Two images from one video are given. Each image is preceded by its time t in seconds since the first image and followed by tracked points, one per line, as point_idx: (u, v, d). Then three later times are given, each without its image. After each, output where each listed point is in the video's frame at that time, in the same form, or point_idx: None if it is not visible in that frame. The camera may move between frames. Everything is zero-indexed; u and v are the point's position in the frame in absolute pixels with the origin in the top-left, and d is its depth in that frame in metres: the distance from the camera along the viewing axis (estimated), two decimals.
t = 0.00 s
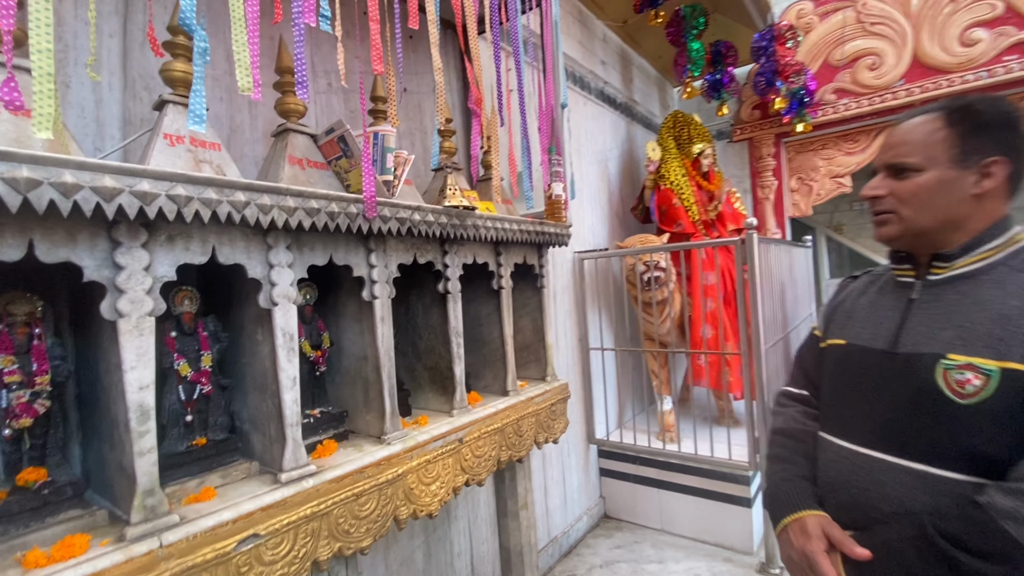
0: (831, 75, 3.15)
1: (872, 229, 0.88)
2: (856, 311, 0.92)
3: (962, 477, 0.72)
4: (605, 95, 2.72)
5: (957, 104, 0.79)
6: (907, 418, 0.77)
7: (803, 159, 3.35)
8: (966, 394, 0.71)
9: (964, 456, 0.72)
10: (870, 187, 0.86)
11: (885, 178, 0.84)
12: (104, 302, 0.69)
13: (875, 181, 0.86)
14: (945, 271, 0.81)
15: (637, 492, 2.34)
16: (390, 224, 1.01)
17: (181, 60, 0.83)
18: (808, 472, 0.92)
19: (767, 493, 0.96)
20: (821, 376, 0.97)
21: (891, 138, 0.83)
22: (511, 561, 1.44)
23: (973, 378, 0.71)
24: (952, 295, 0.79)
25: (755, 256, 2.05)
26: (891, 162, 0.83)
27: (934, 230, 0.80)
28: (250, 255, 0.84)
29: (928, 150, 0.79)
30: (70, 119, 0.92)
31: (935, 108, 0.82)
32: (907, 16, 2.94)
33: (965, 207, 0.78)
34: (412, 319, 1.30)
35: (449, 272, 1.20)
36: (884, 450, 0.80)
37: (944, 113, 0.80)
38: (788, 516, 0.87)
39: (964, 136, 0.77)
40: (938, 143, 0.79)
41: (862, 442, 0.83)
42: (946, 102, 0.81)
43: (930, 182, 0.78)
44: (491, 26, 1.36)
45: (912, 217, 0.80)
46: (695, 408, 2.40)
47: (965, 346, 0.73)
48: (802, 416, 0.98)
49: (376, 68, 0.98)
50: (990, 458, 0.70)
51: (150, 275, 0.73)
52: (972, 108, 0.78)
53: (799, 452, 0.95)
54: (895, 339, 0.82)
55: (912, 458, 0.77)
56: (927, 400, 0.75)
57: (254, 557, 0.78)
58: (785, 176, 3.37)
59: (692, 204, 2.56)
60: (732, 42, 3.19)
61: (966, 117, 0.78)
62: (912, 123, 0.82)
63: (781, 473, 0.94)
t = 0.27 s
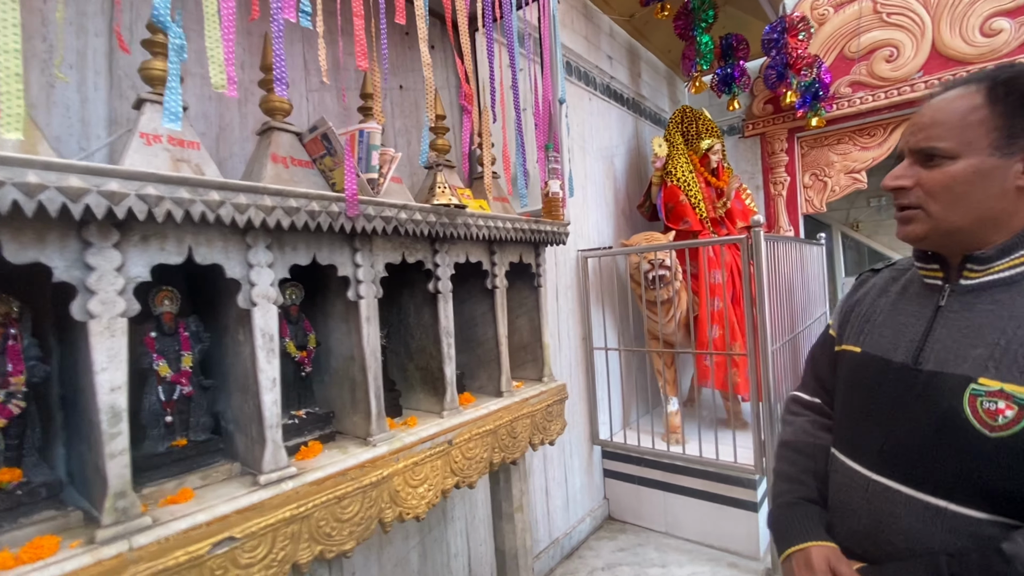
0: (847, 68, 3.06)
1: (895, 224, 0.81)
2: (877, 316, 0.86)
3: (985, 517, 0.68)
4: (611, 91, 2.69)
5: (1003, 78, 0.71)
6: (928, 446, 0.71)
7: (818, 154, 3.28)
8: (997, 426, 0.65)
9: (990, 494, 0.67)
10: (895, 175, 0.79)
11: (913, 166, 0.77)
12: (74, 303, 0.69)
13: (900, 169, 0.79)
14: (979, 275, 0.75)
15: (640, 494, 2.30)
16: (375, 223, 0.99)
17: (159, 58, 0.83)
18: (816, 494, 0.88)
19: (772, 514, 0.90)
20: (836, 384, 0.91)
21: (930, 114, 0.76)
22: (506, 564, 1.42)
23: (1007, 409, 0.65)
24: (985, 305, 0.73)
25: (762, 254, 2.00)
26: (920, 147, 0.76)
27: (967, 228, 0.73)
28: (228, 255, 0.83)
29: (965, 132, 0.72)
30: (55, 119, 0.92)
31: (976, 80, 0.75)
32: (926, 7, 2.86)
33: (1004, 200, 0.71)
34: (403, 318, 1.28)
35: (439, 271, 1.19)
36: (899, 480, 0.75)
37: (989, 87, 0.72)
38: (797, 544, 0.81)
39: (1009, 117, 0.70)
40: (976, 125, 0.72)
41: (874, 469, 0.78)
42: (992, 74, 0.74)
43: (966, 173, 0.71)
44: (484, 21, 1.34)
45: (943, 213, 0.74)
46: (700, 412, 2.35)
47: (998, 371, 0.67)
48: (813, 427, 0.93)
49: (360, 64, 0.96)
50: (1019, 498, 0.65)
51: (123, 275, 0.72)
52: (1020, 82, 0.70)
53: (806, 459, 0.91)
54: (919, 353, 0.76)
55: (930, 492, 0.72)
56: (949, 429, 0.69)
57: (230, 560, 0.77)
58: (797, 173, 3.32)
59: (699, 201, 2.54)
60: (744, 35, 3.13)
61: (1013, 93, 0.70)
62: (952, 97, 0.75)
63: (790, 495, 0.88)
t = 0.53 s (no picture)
0: (858, 63, 3.00)
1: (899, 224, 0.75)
2: (878, 319, 0.80)
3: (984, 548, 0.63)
4: (614, 87, 2.68)
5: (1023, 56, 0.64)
6: (927, 468, 0.67)
7: (828, 150, 3.21)
8: (1003, 453, 0.60)
9: (991, 525, 0.62)
10: (900, 170, 0.73)
11: (919, 160, 0.71)
12: (49, 303, 0.69)
13: (905, 163, 0.73)
14: (991, 280, 0.68)
15: (642, 495, 2.29)
16: (360, 223, 0.98)
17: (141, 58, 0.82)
18: (806, 509, 0.83)
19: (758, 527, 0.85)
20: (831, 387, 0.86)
21: (939, 102, 0.69)
22: (500, 566, 1.41)
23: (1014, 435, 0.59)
24: (995, 315, 0.67)
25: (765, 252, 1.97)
26: (928, 140, 0.70)
27: (979, 230, 0.67)
28: (209, 254, 0.83)
29: (978, 123, 0.65)
30: (41, 120, 0.92)
31: (991, 58, 0.67)
32: None
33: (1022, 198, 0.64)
34: (395, 319, 1.28)
35: (429, 271, 1.18)
36: (896, 504, 0.70)
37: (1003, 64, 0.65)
38: (781, 565, 0.77)
39: None
40: (991, 114, 0.65)
41: (870, 488, 0.74)
42: (1014, 50, 0.66)
43: (978, 170, 0.65)
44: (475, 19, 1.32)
45: (952, 213, 0.68)
46: (703, 410, 2.35)
47: (1007, 391, 0.61)
48: (805, 433, 0.89)
49: (343, 62, 0.95)
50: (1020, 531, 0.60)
51: (99, 276, 0.72)
52: None
53: (796, 468, 0.86)
54: (921, 365, 0.71)
55: (926, 517, 0.67)
56: (951, 452, 0.64)
57: (208, 561, 0.77)
58: (806, 170, 3.26)
59: (702, 198, 2.50)
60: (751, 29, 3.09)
61: None
62: (966, 80, 0.67)
63: (778, 511, 0.83)
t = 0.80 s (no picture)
0: (876, 54, 2.96)
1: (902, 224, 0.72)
2: (882, 322, 0.77)
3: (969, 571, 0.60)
4: (622, 83, 2.67)
5: None
6: (917, 480, 0.64)
7: (845, 145, 3.16)
8: (995, 470, 0.58)
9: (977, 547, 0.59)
10: (905, 169, 0.69)
11: (924, 157, 0.68)
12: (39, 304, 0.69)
13: (909, 161, 0.70)
14: (1001, 285, 0.64)
15: (651, 496, 2.29)
16: (352, 222, 0.98)
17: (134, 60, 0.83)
18: (794, 513, 0.80)
19: (744, 526, 0.83)
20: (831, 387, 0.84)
21: (946, 94, 0.65)
22: (500, 566, 1.40)
23: (1007, 453, 0.57)
24: (1002, 323, 0.63)
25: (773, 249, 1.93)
26: (933, 137, 0.66)
27: (987, 233, 0.63)
28: (200, 255, 0.83)
29: (987, 118, 0.61)
30: (40, 123, 0.94)
31: (1004, 45, 0.63)
32: None
33: None
34: (394, 319, 1.27)
35: (426, 271, 1.17)
36: (880, 513, 0.68)
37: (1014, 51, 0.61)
38: (759, 567, 0.75)
39: None
40: (1002, 108, 0.61)
41: (856, 496, 0.71)
42: None
43: (985, 172, 0.61)
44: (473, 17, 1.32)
45: (957, 216, 0.64)
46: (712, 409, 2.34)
47: (1006, 406, 0.58)
48: (801, 436, 0.86)
49: (335, 61, 0.95)
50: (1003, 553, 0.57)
51: (89, 277, 0.73)
52: None
53: (789, 472, 0.84)
54: (920, 373, 0.68)
55: (911, 532, 0.65)
56: (939, 464, 0.62)
57: (198, 560, 0.78)
58: (821, 164, 3.22)
59: (712, 195, 2.46)
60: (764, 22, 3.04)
61: None
62: (978, 70, 0.63)
63: (765, 512, 0.81)
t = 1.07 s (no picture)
0: (888, 46, 2.91)
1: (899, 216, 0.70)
2: (875, 320, 0.75)
3: None
4: (627, 79, 2.64)
5: None
6: (892, 481, 0.62)
7: (856, 139, 3.12)
8: (969, 475, 0.56)
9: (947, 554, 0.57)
10: (904, 158, 0.67)
11: (922, 146, 0.66)
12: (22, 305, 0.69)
13: (909, 149, 0.68)
14: (996, 284, 0.62)
15: (655, 497, 2.29)
16: (342, 221, 0.97)
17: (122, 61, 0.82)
18: (774, 510, 0.79)
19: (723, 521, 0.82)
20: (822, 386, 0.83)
21: (949, 80, 0.63)
22: (498, 567, 1.39)
23: (983, 458, 0.55)
24: (993, 324, 0.61)
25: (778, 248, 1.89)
26: (932, 125, 0.64)
27: (981, 226, 0.61)
28: (187, 255, 0.83)
29: (985, 105, 0.59)
30: (32, 124, 0.94)
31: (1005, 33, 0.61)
32: None
33: None
34: (389, 319, 1.26)
35: (420, 270, 1.16)
36: (853, 514, 0.66)
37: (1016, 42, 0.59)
38: (732, 562, 0.74)
39: None
40: (1001, 95, 0.58)
41: (832, 496, 0.69)
42: None
43: (980, 161, 0.60)
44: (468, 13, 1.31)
45: (951, 206, 0.63)
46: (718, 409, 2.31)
47: (984, 408, 0.57)
48: (791, 435, 0.85)
49: (323, 59, 0.94)
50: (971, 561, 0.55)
51: (73, 277, 0.73)
52: None
53: (774, 471, 0.82)
54: (907, 370, 0.66)
55: (883, 535, 0.63)
56: (915, 465, 0.60)
57: (185, 561, 0.78)
58: (832, 160, 3.19)
59: (718, 191, 2.43)
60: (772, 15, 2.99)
61: None
62: (981, 56, 0.61)
63: (743, 508, 0.80)
